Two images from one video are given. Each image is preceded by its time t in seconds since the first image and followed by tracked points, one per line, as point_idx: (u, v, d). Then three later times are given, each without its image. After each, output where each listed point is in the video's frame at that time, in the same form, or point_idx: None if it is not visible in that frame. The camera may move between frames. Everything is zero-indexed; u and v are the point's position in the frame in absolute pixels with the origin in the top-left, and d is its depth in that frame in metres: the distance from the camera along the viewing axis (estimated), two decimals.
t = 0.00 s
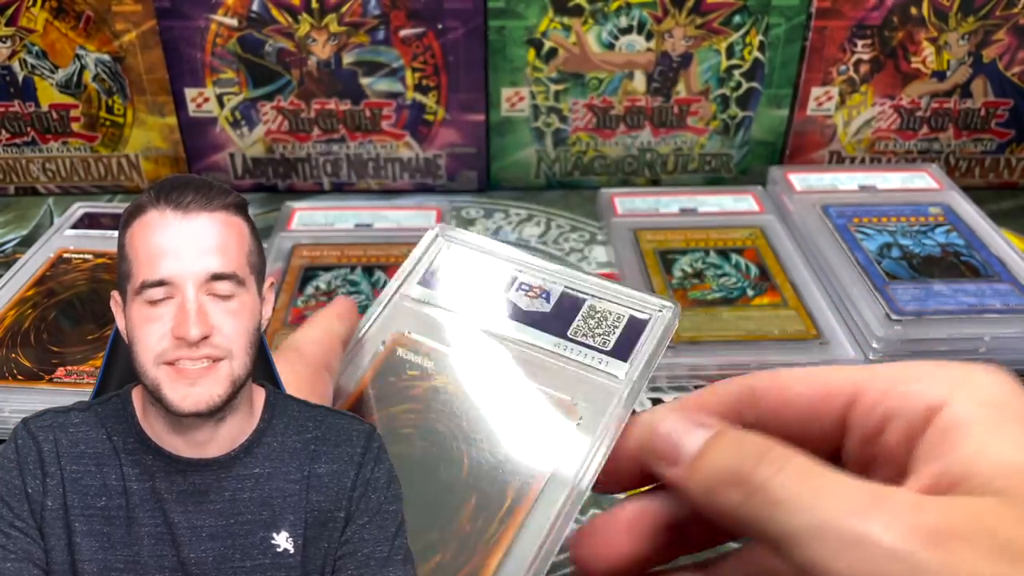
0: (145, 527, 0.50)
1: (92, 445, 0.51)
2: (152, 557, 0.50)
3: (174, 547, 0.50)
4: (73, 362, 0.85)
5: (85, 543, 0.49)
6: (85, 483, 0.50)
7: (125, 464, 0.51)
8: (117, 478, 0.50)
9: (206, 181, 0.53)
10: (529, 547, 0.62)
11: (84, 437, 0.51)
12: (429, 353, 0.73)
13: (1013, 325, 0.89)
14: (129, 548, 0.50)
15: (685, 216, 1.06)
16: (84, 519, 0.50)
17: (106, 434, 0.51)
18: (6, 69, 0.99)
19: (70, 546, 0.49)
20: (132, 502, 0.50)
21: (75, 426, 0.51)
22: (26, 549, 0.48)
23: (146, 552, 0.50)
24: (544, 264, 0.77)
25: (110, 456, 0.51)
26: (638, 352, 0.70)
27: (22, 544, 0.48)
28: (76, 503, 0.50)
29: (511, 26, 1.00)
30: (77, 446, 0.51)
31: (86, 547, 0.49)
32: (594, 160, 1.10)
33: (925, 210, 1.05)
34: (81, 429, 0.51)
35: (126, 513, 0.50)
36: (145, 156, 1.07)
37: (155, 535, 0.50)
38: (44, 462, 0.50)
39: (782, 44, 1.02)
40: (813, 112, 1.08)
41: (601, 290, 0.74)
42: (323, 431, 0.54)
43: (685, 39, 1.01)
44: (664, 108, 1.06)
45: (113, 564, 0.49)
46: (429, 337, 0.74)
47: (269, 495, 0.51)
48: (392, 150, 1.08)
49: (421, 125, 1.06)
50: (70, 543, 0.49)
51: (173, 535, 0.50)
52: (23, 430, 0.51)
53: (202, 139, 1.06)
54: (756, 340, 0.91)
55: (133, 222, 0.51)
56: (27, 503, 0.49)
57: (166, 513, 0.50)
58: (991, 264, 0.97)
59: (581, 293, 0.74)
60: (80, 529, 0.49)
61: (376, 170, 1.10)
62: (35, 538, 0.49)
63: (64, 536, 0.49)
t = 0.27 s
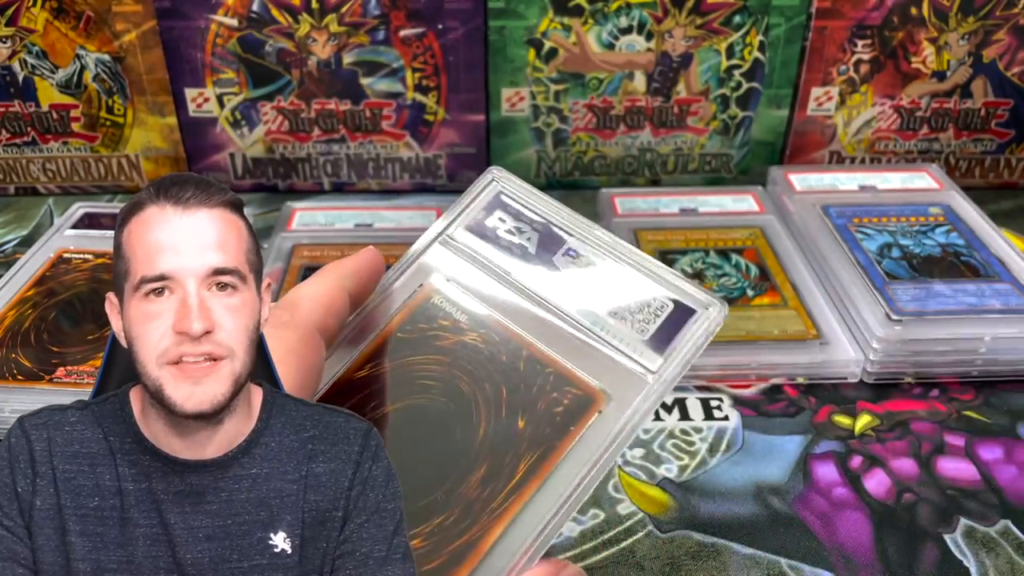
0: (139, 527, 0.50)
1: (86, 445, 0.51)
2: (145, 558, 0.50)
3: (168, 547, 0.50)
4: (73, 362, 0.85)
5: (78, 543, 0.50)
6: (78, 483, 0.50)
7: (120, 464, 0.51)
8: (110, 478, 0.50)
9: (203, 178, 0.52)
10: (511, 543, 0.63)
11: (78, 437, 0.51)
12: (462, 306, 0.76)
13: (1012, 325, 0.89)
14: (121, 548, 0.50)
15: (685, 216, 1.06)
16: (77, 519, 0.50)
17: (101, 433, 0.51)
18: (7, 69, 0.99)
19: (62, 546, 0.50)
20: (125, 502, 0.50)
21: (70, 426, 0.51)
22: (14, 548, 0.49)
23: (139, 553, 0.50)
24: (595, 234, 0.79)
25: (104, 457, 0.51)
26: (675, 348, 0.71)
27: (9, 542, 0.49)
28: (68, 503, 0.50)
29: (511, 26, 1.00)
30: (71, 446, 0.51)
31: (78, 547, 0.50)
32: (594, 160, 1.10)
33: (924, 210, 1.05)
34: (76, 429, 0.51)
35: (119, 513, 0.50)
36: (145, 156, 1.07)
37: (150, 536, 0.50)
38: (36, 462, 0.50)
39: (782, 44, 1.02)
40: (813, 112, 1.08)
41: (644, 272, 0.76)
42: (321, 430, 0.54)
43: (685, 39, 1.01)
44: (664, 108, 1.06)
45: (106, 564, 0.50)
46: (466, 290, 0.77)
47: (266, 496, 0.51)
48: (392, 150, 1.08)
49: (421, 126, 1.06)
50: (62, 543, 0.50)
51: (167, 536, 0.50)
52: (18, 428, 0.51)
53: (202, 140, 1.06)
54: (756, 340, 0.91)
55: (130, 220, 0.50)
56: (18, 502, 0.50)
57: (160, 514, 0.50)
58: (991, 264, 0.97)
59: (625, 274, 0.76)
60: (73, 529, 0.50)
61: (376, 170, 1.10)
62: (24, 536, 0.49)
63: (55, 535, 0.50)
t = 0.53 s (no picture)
0: (139, 528, 0.50)
1: (86, 445, 0.51)
2: (146, 558, 0.50)
3: (169, 548, 0.50)
4: (73, 361, 0.85)
5: (79, 543, 0.50)
6: (78, 484, 0.50)
7: (121, 465, 0.51)
8: (111, 479, 0.50)
9: (197, 185, 0.51)
10: (525, 536, 0.63)
11: (78, 437, 0.51)
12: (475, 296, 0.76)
13: (1012, 325, 0.89)
14: (122, 549, 0.50)
15: (685, 216, 1.06)
16: (77, 520, 0.50)
17: (101, 434, 0.51)
18: (6, 69, 0.99)
19: (62, 547, 0.49)
20: (126, 503, 0.50)
21: (71, 426, 0.51)
22: (15, 550, 0.49)
23: (140, 554, 0.50)
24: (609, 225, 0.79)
25: (105, 457, 0.51)
26: (689, 344, 0.72)
27: (9, 544, 0.49)
28: (68, 504, 0.50)
29: (511, 26, 1.00)
30: (71, 446, 0.51)
31: (79, 548, 0.50)
32: (594, 160, 1.10)
33: (924, 210, 1.05)
34: (77, 430, 0.51)
35: (120, 514, 0.50)
36: (145, 156, 1.07)
37: (150, 536, 0.50)
38: (36, 462, 0.50)
39: (782, 44, 1.02)
40: (813, 112, 1.08)
41: (658, 264, 0.76)
42: (321, 430, 0.54)
43: (685, 38, 1.01)
44: (664, 107, 1.06)
45: (107, 565, 0.50)
46: (481, 281, 0.77)
47: (266, 496, 0.51)
48: (392, 149, 1.08)
49: (421, 125, 1.06)
50: (62, 544, 0.50)
51: (168, 536, 0.50)
52: (18, 429, 0.51)
53: (202, 139, 1.06)
54: (756, 339, 0.91)
55: (124, 231, 0.50)
56: (18, 504, 0.50)
57: (161, 514, 0.50)
58: (991, 264, 0.97)
59: (639, 265, 0.76)
60: (73, 530, 0.50)
61: (376, 170, 1.10)
62: (24, 538, 0.49)
63: (55, 537, 0.50)
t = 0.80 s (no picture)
0: (142, 526, 0.50)
1: (90, 445, 0.51)
2: (149, 556, 0.50)
3: (172, 547, 0.50)
4: (73, 361, 0.85)
5: (83, 541, 0.50)
6: (83, 482, 0.50)
7: (124, 464, 0.51)
8: (115, 478, 0.50)
9: (194, 186, 0.51)
10: (547, 539, 0.65)
11: (82, 436, 0.51)
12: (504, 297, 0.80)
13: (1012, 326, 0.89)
14: (125, 547, 0.50)
15: (685, 217, 1.06)
16: (82, 518, 0.50)
17: (105, 433, 0.51)
18: (6, 69, 0.99)
19: (67, 545, 0.50)
20: (130, 501, 0.50)
21: (74, 426, 0.51)
22: (21, 544, 0.49)
23: (143, 552, 0.50)
24: (635, 227, 0.83)
25: (109, 456, 0.51)
26: (716, 346, 0.74)
27: (16, 539, 0.49)
28: (74, 502, 0.50)
29: (511, 26, 1.00)
30: (75, 445, 0.51)
31: (84, 545, 0.50)
32: (594, 160, 1.10)
33: (925, 210, 1.06)
34: (80, 429, 0.51)
35: (124, 512, 0.50)
36: (145, 156, 1.07)
37: (153, 535, 0.50)
38: (42, 460, 0.50)
39: (782, 44, 1.02)
40: (813, 112, 1.08)
41: (691, 268, 0.79)
42: (322, 430, 0.54)
43: (685, 38, 1.01)
44: (664, 108, 1.06)
45: (111, 563, 0.50)
46: (509, 283, 0.81)
47: (268, 496, 0.51)
48: (392, 149, 1.08)
49: (421, 126, 1.06)
50: (67, 541, 0.50)
51: (171, 535, 0.50)
52: (22, 428, 0.51)
53: (202, 140, 1.06)
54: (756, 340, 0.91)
55: (122, 233, 0.50)
56: (23, 500, 0.50)
57: (164, 513, 0.50)
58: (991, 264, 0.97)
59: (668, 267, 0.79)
60: (79, 527, 0.50)
61: (376, 170, 1.10)
62: (29, 534, 0.49)
63: (61, 534, 0.50)
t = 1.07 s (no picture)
0: (146, 530, 0.49)
1: (91, 450, 0.50)
2: (154, 561, 0.49)
3: (176, 550, 0.49)
4: (73, 361, 0.85)
5: (89, 549, 0.48)
6: (86, 488, 0.49)
7: (126, 468, 0.50)
8: (118, 482, 0.50)
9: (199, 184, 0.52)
10: (565, 498, 0.55)
11: (82, 443, 0.50)
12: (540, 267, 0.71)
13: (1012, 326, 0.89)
14: (130, 552, 0.49)
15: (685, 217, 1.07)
16: (87, 525, 0.49)
17: (104, 438, 0.51)
18: (5, 68, 0.99)
19: (73, 553, 0.48)
20: (133, 506, 0.49)
21: (73, 433, 0.51)
22: (30, 553, 0.47)
23: (147, 557, 0.49)
24: (668, 154, 0.70)
25: (110, 461, 0.50)
26: (752, 248, 0.57)
27: (24, 547, 0.47)
28: (79, 509, 0.49)
29: (511, 26, 1.00)
30: (76, 451, 0.50)
31: (90, 553, 0.48)
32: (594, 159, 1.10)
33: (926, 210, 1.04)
34: (79, 436, 0.51)
35: (128, 517, 0.49)
36: (144, 156, 1.07)
37: (157, 538, 0.49)
38: (44, 467, 0.49)
39: (782, 44, 1.02)
40: (814, 112, 1.08)
41: (727, 177, 0.63)
42: (322, 430, 0.54)
43: (685, 38, 1.01)
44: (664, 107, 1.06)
45: (116, 569, 0.48)
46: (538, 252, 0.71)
47: (268, 495, 0.51)
48: (392, 149, 1.08)
49: (420, 125, 1.06)
50: (73, 550, 0.48)
51: (175, 537, 0.49)
52: (20, 438, 0.50)
53: (201, 139, 1.05)
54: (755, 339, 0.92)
55: (128, 229, 0.50)
56: (28, 509, 0.48)
57: (167, 516, 0.49)
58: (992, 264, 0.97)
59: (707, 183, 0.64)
60: (84, 534, 0.48)
61: (376, 170, 1.10)
62: (37, 542, 0.48)
63: (67, 542, 0.48)
